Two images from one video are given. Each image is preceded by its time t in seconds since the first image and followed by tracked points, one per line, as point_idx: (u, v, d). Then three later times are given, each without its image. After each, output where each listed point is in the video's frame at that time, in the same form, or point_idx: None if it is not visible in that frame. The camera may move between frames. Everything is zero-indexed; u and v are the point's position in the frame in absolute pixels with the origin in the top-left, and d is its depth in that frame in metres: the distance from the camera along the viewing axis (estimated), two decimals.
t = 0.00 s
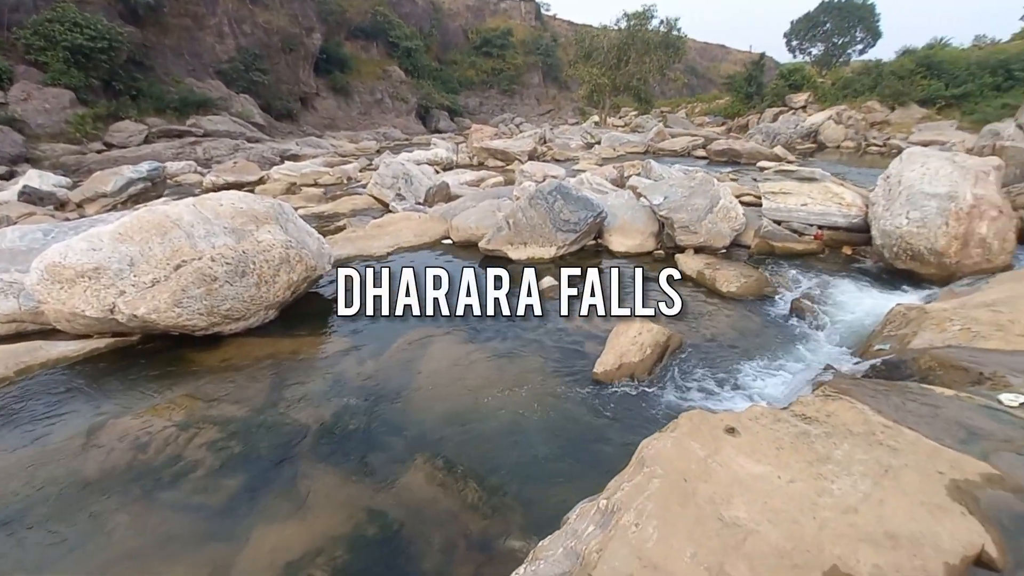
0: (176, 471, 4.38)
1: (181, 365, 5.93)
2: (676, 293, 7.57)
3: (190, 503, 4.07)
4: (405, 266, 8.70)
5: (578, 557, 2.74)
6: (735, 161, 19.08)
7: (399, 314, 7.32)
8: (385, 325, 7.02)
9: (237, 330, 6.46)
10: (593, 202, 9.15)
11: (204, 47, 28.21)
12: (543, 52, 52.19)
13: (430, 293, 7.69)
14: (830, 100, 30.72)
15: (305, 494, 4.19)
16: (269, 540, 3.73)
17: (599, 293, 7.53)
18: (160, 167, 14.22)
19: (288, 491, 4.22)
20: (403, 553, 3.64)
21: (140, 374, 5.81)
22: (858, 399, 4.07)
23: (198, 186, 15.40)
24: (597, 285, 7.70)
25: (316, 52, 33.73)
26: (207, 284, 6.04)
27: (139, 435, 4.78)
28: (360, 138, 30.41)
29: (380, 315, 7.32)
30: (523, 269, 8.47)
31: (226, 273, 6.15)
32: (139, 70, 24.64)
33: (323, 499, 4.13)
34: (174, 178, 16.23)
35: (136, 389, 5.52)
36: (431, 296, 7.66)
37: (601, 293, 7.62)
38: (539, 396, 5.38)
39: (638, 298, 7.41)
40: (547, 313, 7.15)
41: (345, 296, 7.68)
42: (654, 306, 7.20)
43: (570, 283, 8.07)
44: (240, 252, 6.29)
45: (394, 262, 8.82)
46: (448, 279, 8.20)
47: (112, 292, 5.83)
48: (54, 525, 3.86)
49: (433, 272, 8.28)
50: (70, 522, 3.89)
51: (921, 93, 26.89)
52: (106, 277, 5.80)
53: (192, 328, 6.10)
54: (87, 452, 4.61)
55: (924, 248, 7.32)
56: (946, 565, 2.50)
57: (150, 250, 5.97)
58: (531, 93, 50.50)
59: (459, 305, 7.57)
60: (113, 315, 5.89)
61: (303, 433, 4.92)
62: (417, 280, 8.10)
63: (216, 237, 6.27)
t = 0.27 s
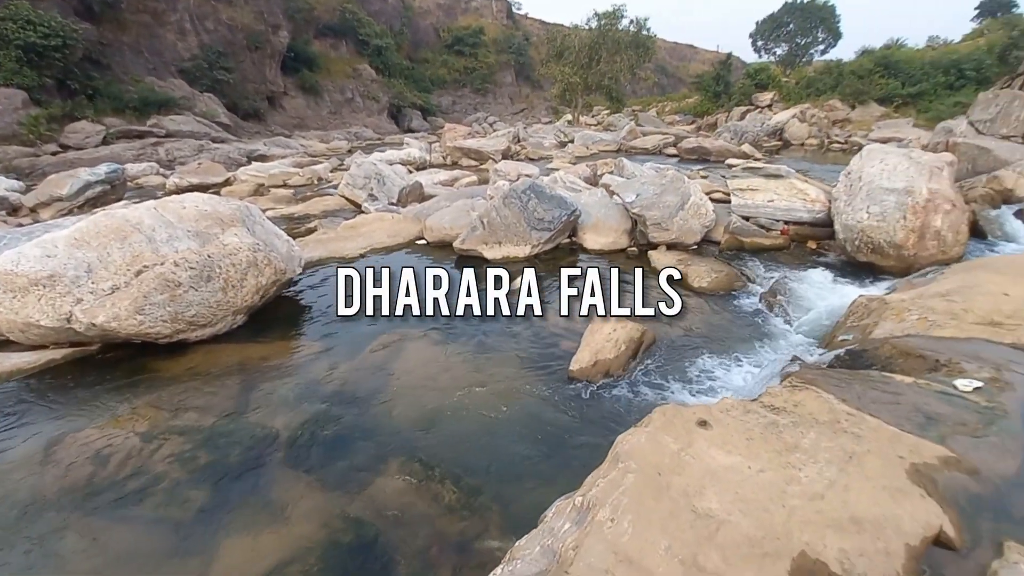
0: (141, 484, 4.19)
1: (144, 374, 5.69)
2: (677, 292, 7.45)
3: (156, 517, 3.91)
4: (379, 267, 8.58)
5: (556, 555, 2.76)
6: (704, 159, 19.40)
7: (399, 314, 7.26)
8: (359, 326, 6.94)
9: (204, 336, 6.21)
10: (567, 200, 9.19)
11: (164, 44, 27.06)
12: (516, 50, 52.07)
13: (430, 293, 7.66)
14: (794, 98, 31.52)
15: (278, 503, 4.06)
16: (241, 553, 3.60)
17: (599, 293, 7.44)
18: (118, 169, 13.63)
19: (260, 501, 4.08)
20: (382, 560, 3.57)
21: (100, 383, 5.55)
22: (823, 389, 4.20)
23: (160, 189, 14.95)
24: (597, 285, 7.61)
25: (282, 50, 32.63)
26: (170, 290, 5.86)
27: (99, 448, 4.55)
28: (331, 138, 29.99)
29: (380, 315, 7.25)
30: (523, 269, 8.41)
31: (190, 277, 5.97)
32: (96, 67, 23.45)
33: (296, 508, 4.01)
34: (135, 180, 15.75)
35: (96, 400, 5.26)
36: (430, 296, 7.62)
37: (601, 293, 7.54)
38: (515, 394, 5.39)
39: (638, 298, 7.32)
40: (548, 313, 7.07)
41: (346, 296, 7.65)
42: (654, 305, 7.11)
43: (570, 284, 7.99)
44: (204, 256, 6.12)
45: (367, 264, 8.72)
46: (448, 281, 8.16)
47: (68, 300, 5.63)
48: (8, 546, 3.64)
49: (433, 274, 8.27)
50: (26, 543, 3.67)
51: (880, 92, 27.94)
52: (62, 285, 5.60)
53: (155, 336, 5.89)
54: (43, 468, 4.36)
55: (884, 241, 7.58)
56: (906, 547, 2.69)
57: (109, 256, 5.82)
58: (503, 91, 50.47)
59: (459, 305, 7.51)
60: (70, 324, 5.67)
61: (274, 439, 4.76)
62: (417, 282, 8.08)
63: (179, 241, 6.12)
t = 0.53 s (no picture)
0: (113, 497, 4.08)
1: (116, 383, 5.52)
2: (677, 293, 7.37)
3: (130, 531, 3.81)
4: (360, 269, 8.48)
5: (538, 555, 2.77)
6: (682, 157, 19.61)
7: (398, 314, 7.20)
8: (338, 326, 6.87)
9: (177, 344, 6.02)
10: (547, 200, 9.22)
11: (134, 43, 26.48)
12: (495, 50, 51.98)
13: (430, 294, 7.62)
14: (769, 97, 32.01)
15: (257, 512, 3.99)
16: (218, 565, 3.53)
17: (599, 293, 7.39)
18: (85, 173, 13.24)
19: (238, 510, 4.01)
20: (364, 566, 3.54)
21: (70, 393, 5.38)
22: (799, 382, 4.27)
23: (132, 193, 14.62)
24: (597, 285, 7.56)
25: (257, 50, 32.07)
26: (141, 296, 5.71)
27: (69, 462, 4.41)
28: (308, 139, 29.67)
29: (380, 315, 7.18)
30: (523, 269, 8.39)
31: (162, 283, 5.83)
32: (62, 68, 22.83)
33: (275, 516, 3.94)
34: (105, 184, 15.41)
35: (65, 412, 5.10)
36: (430, 297, 7.59)
37: (601, 293, 7.50)
38: (497, 393, 5.39)
39: (638, 298, 7.25)
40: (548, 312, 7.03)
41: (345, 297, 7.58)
42: (654, 305, 7.06)
43: (570, 284, 7.94)
44: (176, 261, 5.99)
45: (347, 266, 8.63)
46: (448, 282, 8.13)
47: (34, 309, 5.46)
48: None
49: (433, 275, 8.25)
50: None
51: (850, 91, 28.59)
52: (27, 293, 5.45)
53: (126, 345, 5.71)
54: (11, 484, 4.22)
55: (856, 236, 7.74)
56: (879, 534, 2.78)
57: (77, 262, 5.69)
58: (483, 91, 50.40)
59: (459, 305, 7.46)
60: (36, 333, 5.49)
61: (252, 447, 4.66)
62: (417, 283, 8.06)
63: (150, 246, 6.01)
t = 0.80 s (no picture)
0: (92, 510, 3.99)
1: (95, 393, 5.39)
2: (676, 293, 7.34)
3: (110, 545, 3.74)
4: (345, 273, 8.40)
5: (526, 557, 2.76)
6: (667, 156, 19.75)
7: (399, 314, 7.21)
8: (324, 329, 6.81)
9: (158, 352, 5.91)
10: (533, 200, 9.24)
11: (110, 45, 26.02)
12: (479, 50, 51.90)
13: (431, 293, 7.63)
14: (751, 96, 32.37)
15: (240, 520, 3.93)
16: None
17: (599, 293, 7.35)
18: (61, 178, 12.98)
19: (222, 519, 3.95)
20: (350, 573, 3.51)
21: (46, 404, 5.25)
22: (783, 377, 4.32)
23: (110, 198, 14.37)
24: (597, 284, 7.51)
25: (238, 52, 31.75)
26: (120, 304, 5.59)
27: (47, 475, 4.31)
28: (291, 141, 29.44)
29: (381, 315, 7.21)
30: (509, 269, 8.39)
31: (142, 290, 5.72)
32: (36, 72, 22.38)
33: (260, 524, 3.88)
34: (82, 189, 15.14)
35: (41, 423, 4.97)
36: (431, 296, 7.59)
37: (601, 293, 7.44)
38: (485, 394, 5.38)
39: (638, 297, 7.21)
40: (547, 312, 7.00)
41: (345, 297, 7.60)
42: (654, 305, 7.02)
43: (570, 284, 7.91)
44: (156, 267, 5.90)
45: (332, 269, 8.57)
46: (448, 281, 8.15)
47: (8, 319, 5.28)
48: None
49: (433, 275, 8.27)
50: None
51: (830, 89, 29.26)
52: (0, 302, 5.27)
53: (105, 354, 5.56)
54: None
55: (836, 232, 7.85)
56: (862, 526, 2.83)
57: (52, 270, 5.55)
58: (468, 91, 50.34)
59: (459, 305, 7.46)
60: (10, 343, 5.29)
61: (236, 455, 4.59)
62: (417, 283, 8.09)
63: (129, 253, 5.91)
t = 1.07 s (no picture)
0: (74, 522, 3.90)
1: (75, 403, 5.26)
2: (676, 293, 7.32)
3: (93, 557, 3.65)
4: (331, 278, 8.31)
5: (515, 560, 2.75)
6: (652, 155, 19.85)
7: (399, 314, 7.23)
8: (311, 332, 6.76)
9: (140, 360, 5.79)
10: (520, 201, 9.25)
11: (88, 48, 25.62)
12: (464, 50, 51.82)
13: (431, 294, 7.63)
14: (734, 95, 32.63)
15: (228, 528, 3.86)
16: None
17: (599, 293, 7.31)
18: (38, 184, 12.72)
19: (208, 528, 3.88)
20: None
21: (24, 415, 5.11)
22: (768, 373, 4.37)
23: (89, 204, 14.12)
24: (597, 284, 7.47)
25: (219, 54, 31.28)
26: (99, 311, 5.49)
27: (25, 488, 4.19)
28: (276, 143, 29.16)
29: (381, 315, 7.23)
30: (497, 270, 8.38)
31: (121, 296, 5.63)
32: (12, 75, 21.96)
33: (248, 532, 3.82)
34: (60, 194, 14.87)
35: (19, 434, 4.84)
36: (431, 296, 7.60)
37: (601, 293, 7.41)
38: (473, 396, 5.37)
39: (638, 298, 7.17)
40: (547, 313, 6.98)
41: (346, 297, 7.63)
42: (654, 305, 7.00)
43: (570, 283, 7.90)
44: (136, 273, 5.81)
45: (318, 273, 8.51)
46: (449, 280, 8.17)
47: None
48: None
49: (434, 274, 8.28)
50: None
51: (812, 88, 29.58)
52: None
53: (85, 363, 5.45)
54: None
55: (819, 228, 7.94)
56: (847, 519, 2.86)
57: (29, 278, 5.46)
58: (453, 92, 50.23)
59: (459, 305, 7.46)
60: None
61: (222, 463, 4.51)
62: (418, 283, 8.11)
63: (108, 259, 5.83)
